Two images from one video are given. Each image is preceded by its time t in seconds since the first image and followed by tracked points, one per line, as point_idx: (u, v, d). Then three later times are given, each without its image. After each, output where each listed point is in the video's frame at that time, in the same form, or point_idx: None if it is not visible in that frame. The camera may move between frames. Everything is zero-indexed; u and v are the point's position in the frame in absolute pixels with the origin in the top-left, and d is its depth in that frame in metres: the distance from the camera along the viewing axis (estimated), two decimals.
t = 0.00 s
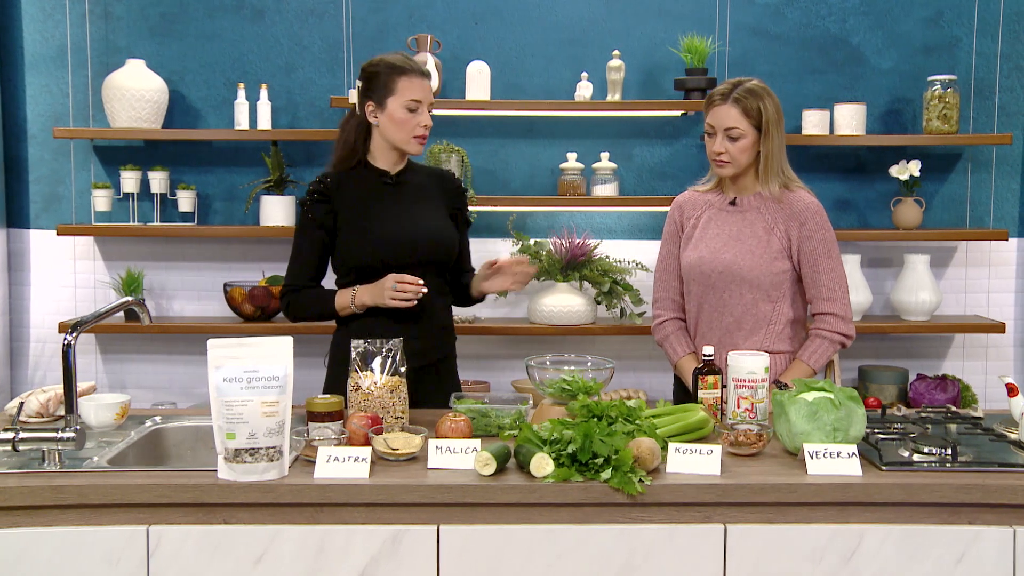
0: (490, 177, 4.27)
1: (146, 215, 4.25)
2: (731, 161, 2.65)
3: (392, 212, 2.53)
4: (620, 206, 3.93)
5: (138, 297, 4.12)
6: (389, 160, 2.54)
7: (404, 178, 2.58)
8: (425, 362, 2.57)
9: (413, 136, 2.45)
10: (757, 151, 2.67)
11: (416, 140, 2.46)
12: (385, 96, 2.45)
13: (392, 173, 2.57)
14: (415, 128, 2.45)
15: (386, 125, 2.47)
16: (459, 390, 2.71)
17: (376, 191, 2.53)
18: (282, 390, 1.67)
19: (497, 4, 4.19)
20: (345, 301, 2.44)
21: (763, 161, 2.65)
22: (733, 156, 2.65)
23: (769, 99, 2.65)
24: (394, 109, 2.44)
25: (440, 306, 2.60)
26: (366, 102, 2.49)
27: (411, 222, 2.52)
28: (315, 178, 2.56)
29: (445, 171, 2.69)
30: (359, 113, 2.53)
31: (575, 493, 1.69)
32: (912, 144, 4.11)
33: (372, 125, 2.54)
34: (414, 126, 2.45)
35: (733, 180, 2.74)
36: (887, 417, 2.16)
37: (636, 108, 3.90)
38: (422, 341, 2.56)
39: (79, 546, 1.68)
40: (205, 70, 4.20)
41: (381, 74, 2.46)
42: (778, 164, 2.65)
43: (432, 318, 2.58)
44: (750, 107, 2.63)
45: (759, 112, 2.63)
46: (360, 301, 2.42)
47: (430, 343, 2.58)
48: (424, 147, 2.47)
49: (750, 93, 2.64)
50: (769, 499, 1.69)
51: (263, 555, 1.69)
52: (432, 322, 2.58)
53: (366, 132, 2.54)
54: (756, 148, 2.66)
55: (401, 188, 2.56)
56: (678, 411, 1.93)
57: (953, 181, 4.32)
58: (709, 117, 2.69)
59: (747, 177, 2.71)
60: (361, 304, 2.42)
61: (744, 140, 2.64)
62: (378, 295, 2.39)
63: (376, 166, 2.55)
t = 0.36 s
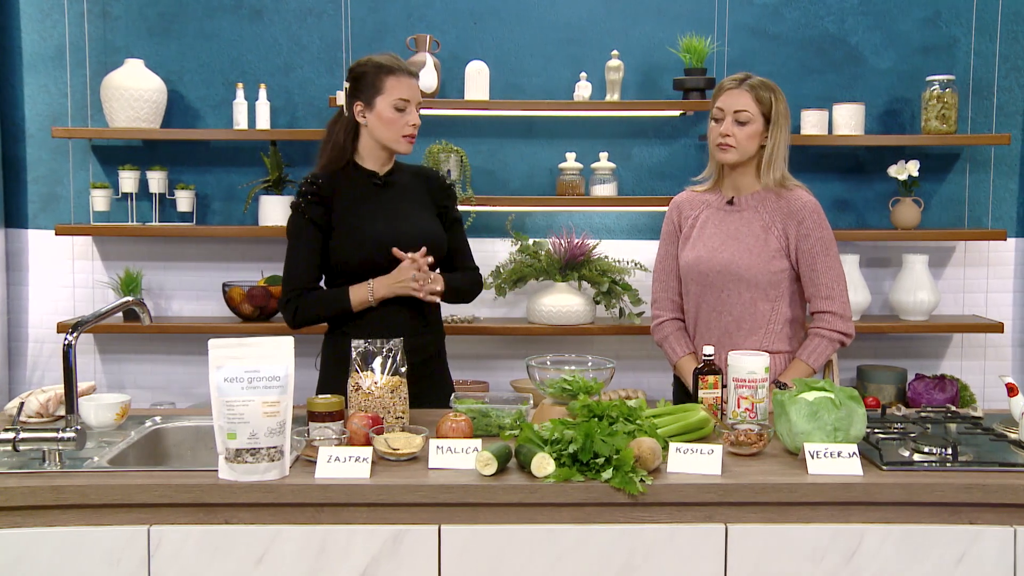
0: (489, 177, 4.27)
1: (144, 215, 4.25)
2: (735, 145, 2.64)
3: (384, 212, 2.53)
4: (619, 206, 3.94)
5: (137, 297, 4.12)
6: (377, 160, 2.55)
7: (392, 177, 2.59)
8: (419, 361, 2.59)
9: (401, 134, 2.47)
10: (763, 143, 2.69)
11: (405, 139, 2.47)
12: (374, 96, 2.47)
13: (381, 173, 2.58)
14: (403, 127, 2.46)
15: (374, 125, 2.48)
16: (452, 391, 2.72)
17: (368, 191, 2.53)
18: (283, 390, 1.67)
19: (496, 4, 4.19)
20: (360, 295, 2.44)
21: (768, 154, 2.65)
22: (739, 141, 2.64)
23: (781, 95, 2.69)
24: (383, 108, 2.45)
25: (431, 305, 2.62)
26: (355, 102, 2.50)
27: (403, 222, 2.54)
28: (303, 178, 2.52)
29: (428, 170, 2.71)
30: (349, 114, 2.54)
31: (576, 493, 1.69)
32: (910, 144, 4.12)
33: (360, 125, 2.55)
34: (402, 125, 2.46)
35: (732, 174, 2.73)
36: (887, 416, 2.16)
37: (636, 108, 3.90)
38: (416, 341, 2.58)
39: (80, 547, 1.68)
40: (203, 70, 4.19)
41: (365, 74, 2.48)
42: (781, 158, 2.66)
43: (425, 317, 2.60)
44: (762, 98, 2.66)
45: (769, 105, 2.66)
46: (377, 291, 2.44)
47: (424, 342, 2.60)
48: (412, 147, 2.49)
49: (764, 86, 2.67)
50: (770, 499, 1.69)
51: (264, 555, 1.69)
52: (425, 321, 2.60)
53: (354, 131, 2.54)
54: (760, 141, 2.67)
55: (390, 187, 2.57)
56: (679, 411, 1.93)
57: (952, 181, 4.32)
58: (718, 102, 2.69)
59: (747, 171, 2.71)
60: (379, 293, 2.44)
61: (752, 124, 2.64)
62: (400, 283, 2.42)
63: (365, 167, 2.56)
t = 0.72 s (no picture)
0: (488, 177, 4.27)
1: (143, 215, 4.24)
2: (739, 154, 2.65)
3: (392, 212, 2.55)
4: (618, 206, 3.94)
5: (136, 297, 4.11)
6: (386, 160, 2.57)
7: (400, 178, 2.59)
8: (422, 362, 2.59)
9: (410, 136, 2.49)
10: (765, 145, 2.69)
11: (414, 140, 2.49)
12: (382, 97, 2.48)
13: (389, 174, 2.59)
14: (413, 128, 2.48)
15: (384, 126, 2.49)
16: (456, 390, 2.72)
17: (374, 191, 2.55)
18: (284, 390, 1.66)
19: (495, 4, 4.19)
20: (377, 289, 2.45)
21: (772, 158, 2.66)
22: (742, 149, 2.65)
23: (778, 96, 2.68)
24: (392, 110, 2.46)
25: (437, 305, 2.62)
26: (364, 103, 2.51)
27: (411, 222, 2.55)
28: (312, 177, 2.54)
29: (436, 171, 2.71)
30: (356, 115, 2.54)
31: (577, 493, 1.69)
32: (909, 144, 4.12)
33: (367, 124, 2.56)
34: (411, 127, 2.48)
35: (739, 177, 2.74)
36: (888, 416, 2.16)
37: (636, 107, 3.90)
38: (420, 341, 2.58)
39: (81, 547, 1.68)
40: (202, 69, 4.19)
41: (377, 74, 2.49)
42: (782, 161, 2.66)
43: (430, 318, 2.59)
44: (761, 103, 2.65)
45: (768, 108, 2.65)
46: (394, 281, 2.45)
47: (428, 343, 2.60)
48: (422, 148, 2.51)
49: (760, 89, 2.66)
50: (772, 499, 1.69)
51: (265, 555, 1.69)
52: (430, 322, 2.59)
53: (361, 131, 2.56)
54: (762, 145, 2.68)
55: (398, 188, 2.58)
56: (680, 411, 1.93)
57: (951, 181, 4.33)
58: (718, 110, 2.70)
59: (752, 175, 2.71)
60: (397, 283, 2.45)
61: (753, 131, 2.65)
62: (412, 268, 2.42)
63: (373, 167, 2.57)
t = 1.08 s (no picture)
0: (488, 177, 4.27)
1: (142, 215, 4.24)
2: (743, 171, 2.66)
3: (414, 213, 2.54)
4: (618, 206, 3.94)
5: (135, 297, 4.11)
6: (413, 160, 2.56)
7: (426, 179, 2.58)
8: (440, 363, 2.59)
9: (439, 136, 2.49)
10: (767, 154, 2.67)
11: (443, 140, 2.49)
12: (412, 96, 2.47)
13: (415, 173, 2.58)
14: (443, 128, 2.48)
15: (413, 124, 2.49)
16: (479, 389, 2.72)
17: (398, 193, 2.55)
18: (285, 390, 1.66)
19: (494, 4, 4.19)
20: (394, 291, 2.46)
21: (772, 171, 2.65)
22: (744, 166, 2.65)
23: (773, 105, 2.63)
24: (422, 108, 2.46)
25: (458, 307, 2.61)
26: (394, 100, 2.51)
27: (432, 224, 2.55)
28: (337, 176, 2.56)
29: (467, 171, 2.69)
30: (386, 112, 2.54)
31: (579, 492, 1.69)
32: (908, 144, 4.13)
33: (396, 123, 2.55)
34: (440, 127, 2.48)
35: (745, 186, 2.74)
36: (888, 416, 2.16)
37: (635, 107, 3.90)
38: (437, 342, 2.57)
39: (82, 547, 1.68)
40: (202, 69, 4.19)
41: (409, 72, 2.49)
42: (785, 172, 2.65)
43: (448, 320, 2.59)
44: (756, 118, 2.61)
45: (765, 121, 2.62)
46: (411, 285, 2.46)
47: (446, 344, 2.59)
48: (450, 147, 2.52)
49: (754, 103, 2.62)
50: (773, 499, 1.69)
51: (266, 555, 1.69)
52: (449, 324, 2.59)
53: (390, 129, 2.56)
54: (763, 157, 2.66)
55: (423, 189, 2.57)
56: (682, 411, 1.93)
57: (950, 181, 4.33)
58: (715, 129, 2.68)
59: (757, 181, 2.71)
60: (414, 287, 2.46)
61: (754, 149, 2.64)
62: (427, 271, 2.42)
63: (400, 166, 2.57)
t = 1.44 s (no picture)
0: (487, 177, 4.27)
1: (141, 215, 4.23)
2: (743, 152, 2.66)
3: (431, 213, 2.54)
4: (617, 206, 3.94)
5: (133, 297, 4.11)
6: (432, 160, 2.56)
7: (445, 179, 2.58)
8: (455, 363, 2.59)
9: (459, 135, 2.47)
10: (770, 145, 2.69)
11: (463, 139, 2.48)
12: (431, 96, 2.47)
13: (434, 173, 2.58)
14: (462, 127, 2.47)
15: (432, 124, 2.49)
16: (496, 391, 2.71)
17: (416, 192, 2.55)
18: (286, 390, 1.66)
19: (493, 4, 4.19)
20: (411, 289, 2.47)
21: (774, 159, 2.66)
22: (746, 148, 2.65)
23: (785, 97, 2.67)
24: (441, 108, 2.46)
25: (473, 308, 2.60)
26: (413, 100, 2.50)
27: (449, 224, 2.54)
28: (357, 174, 2.57)
29: (487, 173, 2.68)
30: (405, 113, 2.53)
31: (580, 492, 1.69)
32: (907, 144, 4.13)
33: (416, 124, 2.55)
34: (460, 126, 2.47)
35: (741, 177, 2.74)
36: (888, 415, 2.17)
37: (635, 107, 3.90)
38: (452, 343, 2.58)
39: (83, 547, 1.68)
40: (200, 69, 4.19)
41: (425, 72, 2.48)
42: (788, 163, 2.67)
43: (462, 320, 2.58)
44: (767, 103, 2.64)
45: (774, 108, 2.65)
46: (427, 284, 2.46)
47: (461, 344, 2.59)
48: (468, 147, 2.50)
49: (766, 89, 2.66)
50: (774, 498, 1.70)
51: (267, 556, 1.69)
52: (464, 324, 2.58)
53: (410, 129, 2.56)
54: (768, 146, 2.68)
55: (441, 189, 2.57)
56: (683, 411, 1.93)
57: (948, 181, 4.34)
58: (724, 109, 2.70)
59: (756, 174, 2.71)
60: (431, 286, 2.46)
61: (758, 131, 2.65)
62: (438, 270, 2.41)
63: (418, 166, 2.57)
